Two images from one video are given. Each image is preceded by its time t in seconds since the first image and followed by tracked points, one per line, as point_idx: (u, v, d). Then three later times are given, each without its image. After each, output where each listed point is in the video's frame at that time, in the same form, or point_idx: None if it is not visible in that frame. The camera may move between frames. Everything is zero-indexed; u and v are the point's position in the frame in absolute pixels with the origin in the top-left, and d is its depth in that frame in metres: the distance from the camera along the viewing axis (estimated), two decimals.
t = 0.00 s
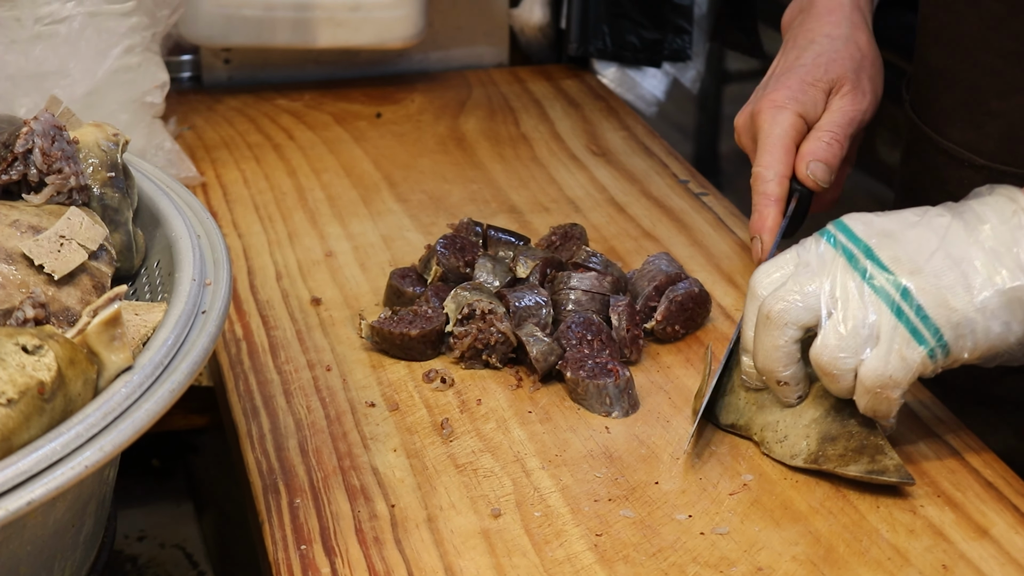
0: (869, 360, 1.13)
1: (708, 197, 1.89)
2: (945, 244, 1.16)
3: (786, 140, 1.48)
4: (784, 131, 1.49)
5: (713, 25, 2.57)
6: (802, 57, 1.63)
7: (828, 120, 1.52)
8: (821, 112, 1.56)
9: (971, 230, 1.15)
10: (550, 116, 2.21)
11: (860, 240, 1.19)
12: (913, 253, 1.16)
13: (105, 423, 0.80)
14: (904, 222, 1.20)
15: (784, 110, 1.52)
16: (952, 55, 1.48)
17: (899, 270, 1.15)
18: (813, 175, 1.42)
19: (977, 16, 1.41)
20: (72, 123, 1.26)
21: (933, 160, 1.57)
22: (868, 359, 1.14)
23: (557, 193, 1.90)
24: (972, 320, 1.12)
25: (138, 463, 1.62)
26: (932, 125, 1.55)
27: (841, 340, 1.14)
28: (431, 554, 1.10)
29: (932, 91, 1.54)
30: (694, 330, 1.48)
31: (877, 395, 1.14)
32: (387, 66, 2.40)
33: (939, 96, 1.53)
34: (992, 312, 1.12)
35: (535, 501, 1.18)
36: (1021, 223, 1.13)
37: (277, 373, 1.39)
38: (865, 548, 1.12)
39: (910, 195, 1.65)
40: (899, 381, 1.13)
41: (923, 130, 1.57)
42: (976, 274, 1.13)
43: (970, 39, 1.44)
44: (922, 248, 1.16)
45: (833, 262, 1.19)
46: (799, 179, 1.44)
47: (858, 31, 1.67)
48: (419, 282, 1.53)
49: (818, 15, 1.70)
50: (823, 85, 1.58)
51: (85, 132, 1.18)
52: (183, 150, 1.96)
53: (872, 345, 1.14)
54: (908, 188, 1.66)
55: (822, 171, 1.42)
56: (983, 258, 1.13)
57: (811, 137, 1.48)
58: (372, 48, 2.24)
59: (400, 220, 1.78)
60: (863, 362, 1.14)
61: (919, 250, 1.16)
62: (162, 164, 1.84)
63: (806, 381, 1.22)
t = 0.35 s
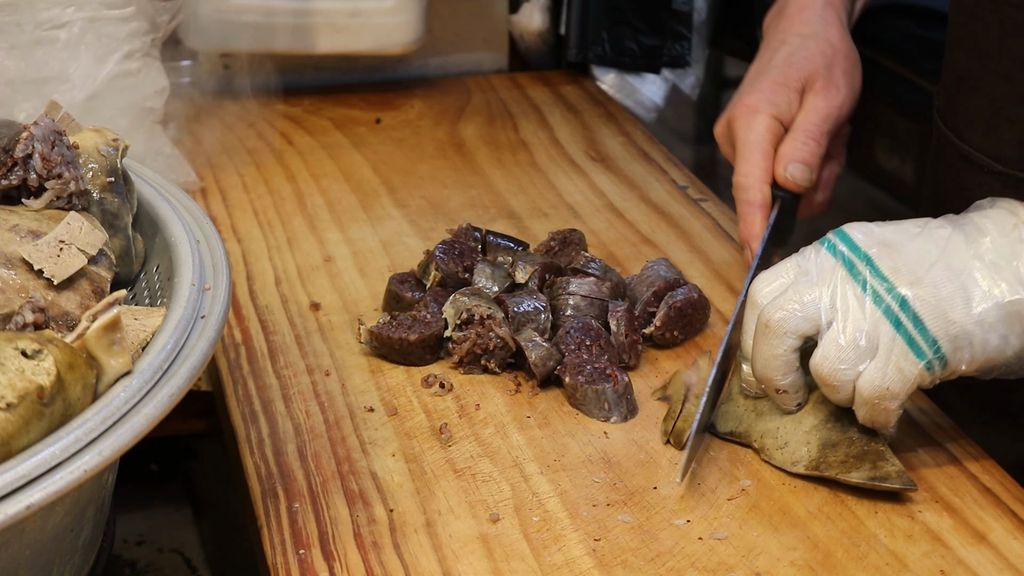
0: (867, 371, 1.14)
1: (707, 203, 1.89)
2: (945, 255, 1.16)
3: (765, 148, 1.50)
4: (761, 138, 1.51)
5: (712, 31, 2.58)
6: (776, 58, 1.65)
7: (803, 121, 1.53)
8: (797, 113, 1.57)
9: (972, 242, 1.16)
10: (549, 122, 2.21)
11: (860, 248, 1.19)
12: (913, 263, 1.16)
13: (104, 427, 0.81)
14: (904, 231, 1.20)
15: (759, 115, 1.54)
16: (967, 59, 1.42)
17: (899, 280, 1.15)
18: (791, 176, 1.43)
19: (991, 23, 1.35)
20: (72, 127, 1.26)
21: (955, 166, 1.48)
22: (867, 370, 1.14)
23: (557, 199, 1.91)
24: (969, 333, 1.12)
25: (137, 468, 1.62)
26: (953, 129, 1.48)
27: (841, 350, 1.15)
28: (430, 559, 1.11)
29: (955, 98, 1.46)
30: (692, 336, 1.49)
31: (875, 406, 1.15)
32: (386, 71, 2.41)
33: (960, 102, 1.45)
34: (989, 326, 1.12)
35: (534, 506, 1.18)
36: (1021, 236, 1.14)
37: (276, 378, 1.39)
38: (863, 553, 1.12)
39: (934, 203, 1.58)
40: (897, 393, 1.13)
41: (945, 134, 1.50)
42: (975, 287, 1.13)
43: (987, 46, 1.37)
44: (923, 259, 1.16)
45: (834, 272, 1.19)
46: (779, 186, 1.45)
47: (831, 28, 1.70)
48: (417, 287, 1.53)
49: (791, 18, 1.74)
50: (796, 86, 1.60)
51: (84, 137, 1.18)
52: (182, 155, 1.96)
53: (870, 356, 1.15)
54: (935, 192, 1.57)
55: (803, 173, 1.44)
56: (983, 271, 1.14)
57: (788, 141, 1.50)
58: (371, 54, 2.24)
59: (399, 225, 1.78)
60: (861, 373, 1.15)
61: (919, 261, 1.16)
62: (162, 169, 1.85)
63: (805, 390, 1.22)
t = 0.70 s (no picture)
0: (869, 374, 1.14)
1: (705, 204, 1.89)
2: (949, 258, 1.16)
3: (760, 146, 1.43)
4: (756, 137, 1.44)
5: (710, 33, 2.58)
6: (766, 55, 1.56)
7: (799, 116, 1.46)
8: (790, 112, 1.49)
9: (975, 247, 1.16)
10: (548, 123, 2.21)
11: (864, 249, 1.18)
12: (917, 265, 1.16)
13: (102, 428, 0.80)
14: (906, 234, 1.20)
15: (753, 114, 1.46)
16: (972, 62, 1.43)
17: (903, 283, 1.15)
18: (790, 173, 1.36)
19: (997, 26, 1.35)
20: (70, 127, 1.26)
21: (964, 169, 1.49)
22: (868, 373, 1.14)
23: (555, 200, 1.91)
24: (971, 337, 1.13)
25: (135, 468, 1.62)
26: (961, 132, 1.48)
27: (843, 352, 1.15)
28: (428, 561, 1.10)
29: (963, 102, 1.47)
30: (691, 337, 1.48)
31: (875, 408, 1.14)
32: (385, 72, 2.41)
33: (968, 105, 1.45)
34: (992, 330, 1.12)
35: (532, 507, 1.18)
36: None
37: (275, 379, 1.39)
38: (861, 555, 1.12)
39: (943, 207, 1.57)
40: (897, 396, 1.13)
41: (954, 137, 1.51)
42: (978, 291, 1.14)
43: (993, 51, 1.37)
44: (926, 262, 1.16)
45: (837, 273, 1.18)
46: (776, 182, 1.38)
47: (821, 21, 1.60)
48: (416, 288, 1.53)
49: (778, 12, 1.64)
50: (789, 83, 1.51)
51: (83, 137, 1.18)
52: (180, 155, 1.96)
53: (873, 359, 1.15)
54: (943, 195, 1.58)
55: (800, 167, 1.36)
56: (986, 275, 1.14)
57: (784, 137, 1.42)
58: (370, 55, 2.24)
59: (398, 226, 1.78)
60: (863, 375, 1.14)
61: (923, 264, 1.16)
62: (161, 170, 1.85)
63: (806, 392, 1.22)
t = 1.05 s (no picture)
0: (876, 376, 1.14)
1: (709, 205, 1.89)
2: (961, 260, 1.16)
3: (771, 179, 1.47)
4: (768, 169, 1.48)
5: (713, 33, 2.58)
6: (777, 88, 1.62)
7: (813, 148, 1.48)
8: (803, 142, 1.52)
9: (985, 250, 1.16)
10: (551, 123, 2.21)
11: (876, 251, 1.17)
12: (930, 268, 1.15)
13: (107, 429, 0.80)
14: (917, 234, 1.19)
15: (765, 145, 1.50)
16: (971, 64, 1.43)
17: (915, 286, 1.14)
18: (804, 205, 1.39)
19: (1002, 31, 1.35)
20: (74, 128, 1.26)
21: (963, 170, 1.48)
22: (876, 374, 1.14)
23: (559, 201, 1.90)
24: (981, 343, 1.13)
25: (138, 470, 1.62)
26: (962, 135, 1.48)
27: (852, 354, 1.14)
28: (434, 562, 1.10)
29: (964, 104, 1.47)
30: (696, 338, 1.48)
31: (881, 410, 1.14)
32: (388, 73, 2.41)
33: (970, 107, 1.45)
34: (1001, 336, 1.13)
35: (537, 509, 1.17)
36: None
37: (279, 380, 1.39)
38: (868, 556, 1.12)
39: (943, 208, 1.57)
40: (904, 399, 1.13)
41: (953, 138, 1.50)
42: (988, 296, 1.14)
43: (995, 50, 1.37)
44: (938, 265, 1.15)
45: (848, 274, 1.17)
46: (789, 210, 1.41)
47: (834, 53, 1.65)
48: (420, 289, 1.52)
49: (790, 44, 1.69)
50: (801, 115, 1.55)
51: (87, 137, 1.17)
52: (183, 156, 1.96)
53: (881, 360, 1.14)
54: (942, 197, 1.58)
55: (815, 201, 1.39)
56: (996, 279, 1.15)
57: (798, 167, 1.45)
58: (373, 55, 2.24)
59: (401, 227, 1.77)
60: (871, 376, 1.14)
61: (935, 266, 1.15)
62: (164, 170, 1.84)
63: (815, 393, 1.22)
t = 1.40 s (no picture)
0: (889, 383, 1.14)
1: (716, 208, 1.89)
2: (974, 266, 1.15)
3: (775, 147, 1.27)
4: (766, 136, 1.27)
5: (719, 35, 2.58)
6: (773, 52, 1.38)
7: (811, 116, 1.30)
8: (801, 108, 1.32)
9: (998, 254, 1.15)
10: (557, 126, 2.21)
11: (889, 256, 1.16)
12: (942, 273, 1.14)
13: (115, 433, 0.80)
14: (930, 239, 1.18)
15: (766, 111, 1.30)
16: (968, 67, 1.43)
17: (928, 291, 1.14)
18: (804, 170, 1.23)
19: (998, 31, 1.35)
20: (81, 132, 1.26)
21: (964, 172, 1.48)
22: (887, 381, 1.14)
23: (565, 204, 1.90)
24: (992, 350, 1.13)
25: (146, 474, 1.62)
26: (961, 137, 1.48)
27: (867, 362, 1.14)
28: (441, 565, 1.10)
29: (963, 106, 1.47)
30: (702, 341, 1.48)
31: (890, 417, 1.15)
32: (394, 76, 2.41)
33: (970, 108, 1.44)
34: (1012, 343, 1.13)
35: (544, 512, 1.17)
36: None
37: (286, 384, 1.39)
38: (875, 560, 1.11)
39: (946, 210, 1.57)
40: (913, 406, 1.14)
41: (952, 141, 1.50)
42: (1000, 301, 1.13)
43: (993, 52, 1.37)
44: (951, 269, 1.15)
45: (861, 279, 1.16)
46: (789, 180, 1.25)
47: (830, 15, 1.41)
48: (427, 292, 1.53)
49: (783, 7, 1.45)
50: (800, 79, 1.34)
51: (94, 142, 1.18)
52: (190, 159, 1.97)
53: (893, 367, 1.14)
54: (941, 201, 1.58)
55: (815, 161, 1.24)
56: (1008, 284, 1.14)
57: (795, 134, 1.28)
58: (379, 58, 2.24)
59: (407, 230, 1.78)
60: (882, 383, 1.14)
61: (948, 271, 1.14)
62: (171, 174, 1.85)
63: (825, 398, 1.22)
